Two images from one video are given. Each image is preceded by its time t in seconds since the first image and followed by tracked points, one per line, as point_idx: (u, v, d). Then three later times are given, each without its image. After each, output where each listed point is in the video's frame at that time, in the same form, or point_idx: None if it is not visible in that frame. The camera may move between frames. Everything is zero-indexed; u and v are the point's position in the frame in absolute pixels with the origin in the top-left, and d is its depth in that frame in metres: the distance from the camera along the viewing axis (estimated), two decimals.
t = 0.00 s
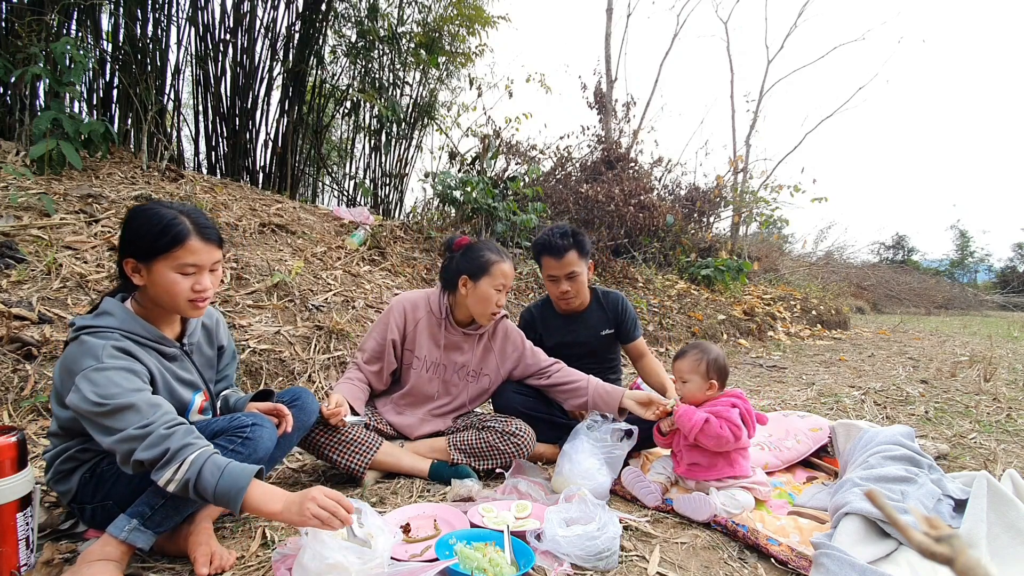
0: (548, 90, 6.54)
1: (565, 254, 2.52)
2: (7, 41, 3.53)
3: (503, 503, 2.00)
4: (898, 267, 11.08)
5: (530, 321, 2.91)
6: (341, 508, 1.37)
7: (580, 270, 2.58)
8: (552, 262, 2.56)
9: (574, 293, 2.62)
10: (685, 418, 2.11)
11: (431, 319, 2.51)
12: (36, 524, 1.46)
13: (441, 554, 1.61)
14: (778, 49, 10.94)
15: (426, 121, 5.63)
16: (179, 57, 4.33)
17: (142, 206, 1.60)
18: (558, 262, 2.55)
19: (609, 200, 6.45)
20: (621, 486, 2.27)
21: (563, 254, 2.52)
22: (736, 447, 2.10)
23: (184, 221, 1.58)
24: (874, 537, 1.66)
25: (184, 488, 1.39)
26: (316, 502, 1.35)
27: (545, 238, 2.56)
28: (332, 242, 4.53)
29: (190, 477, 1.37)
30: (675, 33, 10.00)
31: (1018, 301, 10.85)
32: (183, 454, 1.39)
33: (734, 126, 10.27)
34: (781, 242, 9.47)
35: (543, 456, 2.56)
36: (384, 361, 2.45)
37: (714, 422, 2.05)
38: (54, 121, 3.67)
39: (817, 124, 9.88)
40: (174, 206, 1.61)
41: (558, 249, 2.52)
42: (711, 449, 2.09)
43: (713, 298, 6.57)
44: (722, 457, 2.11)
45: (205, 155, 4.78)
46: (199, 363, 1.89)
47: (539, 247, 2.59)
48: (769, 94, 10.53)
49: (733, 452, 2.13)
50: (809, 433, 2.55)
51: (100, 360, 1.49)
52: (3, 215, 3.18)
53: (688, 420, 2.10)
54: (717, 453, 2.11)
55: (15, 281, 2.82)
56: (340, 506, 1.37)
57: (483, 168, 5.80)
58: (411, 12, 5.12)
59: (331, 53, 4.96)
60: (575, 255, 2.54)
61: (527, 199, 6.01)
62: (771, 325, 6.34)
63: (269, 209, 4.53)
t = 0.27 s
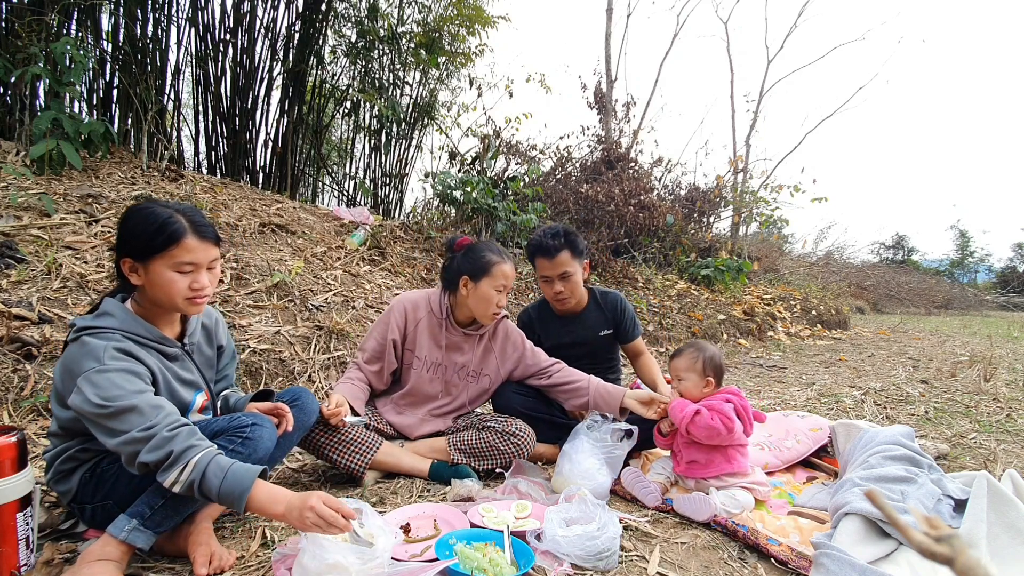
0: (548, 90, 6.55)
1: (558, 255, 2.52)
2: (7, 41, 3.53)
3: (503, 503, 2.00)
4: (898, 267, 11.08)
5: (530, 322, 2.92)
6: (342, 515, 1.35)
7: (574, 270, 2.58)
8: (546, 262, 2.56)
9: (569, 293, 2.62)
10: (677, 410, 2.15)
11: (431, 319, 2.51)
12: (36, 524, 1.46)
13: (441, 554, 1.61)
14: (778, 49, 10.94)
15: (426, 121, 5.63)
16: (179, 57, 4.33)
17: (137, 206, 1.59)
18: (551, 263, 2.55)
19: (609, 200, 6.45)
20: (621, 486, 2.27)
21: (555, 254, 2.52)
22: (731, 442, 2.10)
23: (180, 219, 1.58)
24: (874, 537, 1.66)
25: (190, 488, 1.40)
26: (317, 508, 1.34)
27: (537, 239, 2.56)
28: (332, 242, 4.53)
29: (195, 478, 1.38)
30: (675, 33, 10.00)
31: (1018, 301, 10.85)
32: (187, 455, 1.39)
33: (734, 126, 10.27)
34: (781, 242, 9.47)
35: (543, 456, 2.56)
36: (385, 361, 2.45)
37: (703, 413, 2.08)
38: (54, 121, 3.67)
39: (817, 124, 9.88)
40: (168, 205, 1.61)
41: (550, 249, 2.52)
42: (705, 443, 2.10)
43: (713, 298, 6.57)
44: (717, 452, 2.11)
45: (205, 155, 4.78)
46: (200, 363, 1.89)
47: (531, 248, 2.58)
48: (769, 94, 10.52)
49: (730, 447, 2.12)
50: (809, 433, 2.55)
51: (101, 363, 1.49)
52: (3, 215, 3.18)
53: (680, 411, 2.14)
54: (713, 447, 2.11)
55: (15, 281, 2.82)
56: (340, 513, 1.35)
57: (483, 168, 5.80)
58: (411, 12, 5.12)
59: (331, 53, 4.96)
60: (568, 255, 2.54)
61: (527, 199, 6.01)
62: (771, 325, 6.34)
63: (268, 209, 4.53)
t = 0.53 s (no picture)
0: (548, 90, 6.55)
1: (553, 253, 2.53)
2: (6, 41, 3.53)
3: (503, 503, 2.00)
4: (898, 267, 11.08)
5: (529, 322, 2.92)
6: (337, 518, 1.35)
7: (570, 267, 2.57)
8: (541, 261, 2.56)
9: (567, 291, 2.61)
10: (675, 410, 2.15)
11: (431, 319, 2.51)
12: (36, 524, 1.46)
13: (441, 554, 1.61)
14: (778, 49, 10.95)
15: (426, 121, 5.63)
16: (179, 57, 4.33)
17: (130, 206, 1.60)
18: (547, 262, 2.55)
19: (609, 200, 6.45)
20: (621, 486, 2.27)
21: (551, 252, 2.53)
22: (729, 441, 2.09)
23: (174, 217, 1.58)
24: (874, 537, 1.66)
25: (185, 488, 1.40)
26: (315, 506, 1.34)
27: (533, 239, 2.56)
28: (332, 242, 4.53)
29: (190, 478, 1.38)
30: (675, 33, 10.01)
31: (1018, 301, 10.85)
32: (183, 455, 1.39)
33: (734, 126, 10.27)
34: (781, 242, 9.47)
35: (543, 456, 2.56)
36: (385, 361, 2.45)
37: (699, 413, 2.08)
38: (54, 121, 3.67)
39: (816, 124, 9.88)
40: (162, 203, 1.61)
41: (544, 248, 2.52)
42: (704, 443, 2.10)
43: (713, 298, 6.57)
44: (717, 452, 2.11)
45: (205, 155, 4.78)
46: (200, 363, 1.89)
47: (528, 249, 2.59)
48: (769, 94, 10.52)
49: (730, 447, 2.12)
50: (809, 433, 2.55)
51: (100, 362, 1.49)
52: (2, 215, 3.18)
53: (677, 412, 2.14)
54: (712, 447, 2.11)
55: (16, 282, 2.82)
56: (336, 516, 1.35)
57: (483, 168, 5.80)
58: (411, 12, 5.12)
59: (331, 53, 4.96)
60: (564, 254, 2.54)
61: (527, 199, 6.01)
62: (771, 325, 6.34)
63: (268, 209, 4.53)
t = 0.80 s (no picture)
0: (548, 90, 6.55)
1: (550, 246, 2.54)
2: (6, 41, 3.53)
3: (503, 503, 2.00)
4: (898, 267, 11.08)
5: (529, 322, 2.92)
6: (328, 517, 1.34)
7: (568, 261, 2.57)
8: (538, 256, 2.57)
9: (567, 285, 2.59)
10: (675, 411, 2.16)
11: (431, 319, 2.51)
12: (36, 524, 1.46)
13: (441, 554, 1.61)
14: (777, 50, 10.95)
15: (426, 121, 5.63)
16: (180, 57, 4.33)
17: (136, 205, 1.60)
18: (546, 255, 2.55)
19: (609, 200, 6.45)
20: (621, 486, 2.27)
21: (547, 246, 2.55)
22: (729, 441, 2.09)
23: (179, 220, 1.58)
24: (874, 537, 1.66)
25: (172, 487, 1.39)
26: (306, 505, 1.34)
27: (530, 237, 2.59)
28: (332, 242, 4.52)
29: (177, 476, 1.37)
30: (675, 33, 10.02)
31: (1018, 301, 10.85)
32: (170, 453, 1.38)
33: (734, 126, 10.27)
34: (781, 242, 9.47)
35: (543, 456, 2.57)
36: (385, 361, 2.45)
37: (699, 414, 2.08)
38: (54, 121, 3.67)
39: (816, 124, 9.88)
40: (168, 204, 1.61)
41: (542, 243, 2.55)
42: (703, 444, 2.10)
43: (713, 298, 6.57)
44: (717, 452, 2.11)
45: (205, 155, 4.78)
46: (199, 364, 1.89)
47: (524, 246, 2.62)
48: (769, 94, 10.52)
49: (730, 447, 2.12)
50: (809, 433, 2.55)
51: (94, 360, 1.49)
52: (2, 215, 3.18)
53: (677, 413, 2.15)
54: (712, 447, 2.11)
55: (15, 281, 2.82)
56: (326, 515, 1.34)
57: (484, 168, 5.80)
58: (411, 12, 5.12)
59: (331, 53, 4.96)
60: (560, 248, 2.56)
61: (527, 199, 6.01)
62: (771, 325, 6.34)
63: (269, 209, 4.53)
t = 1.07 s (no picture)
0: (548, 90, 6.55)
1: (548, 245, 2.55)
2: (6, 41, 3.53)
3: (503, 503, 2.00)
4: (898, 267, 11.08)
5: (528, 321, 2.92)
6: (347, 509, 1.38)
7: (566, 260, 2.58)
8: (537, 254, 2.57)
9: (566, 283, 2.59)
10: (677, 413, 2.15)
11: (431, 319, 2.51)
12: (36, 524, 1.46)
13: (441, 554, 1.61)
14: (778, 50, 10.96)
15: (426, 121, 5.63)
16: (179, 57, 4.33)
17: (137, 206, 1.59)
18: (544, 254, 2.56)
19: (609, 200, 6.45)
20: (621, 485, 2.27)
21: (546, 246, 2.55)
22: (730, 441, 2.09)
23: (180, 221, 1.58)
24: (874, 537, 1.66)
25: (187, 486, 1.39)
26: (324, 498, 1.36)
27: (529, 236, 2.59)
28: (332, 242, 4.52)
29: (192, 474, 1.38)
30: (675, 33, 10.03)
31: (1018, 301, 10.85)
32: (184, 451, 1.39)
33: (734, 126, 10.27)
34: (781, 242, 9.47)
35: (543, 456, 2.56)
36: (385, 361, 2.45)
37: (702, 416, 2.08)
38: (54, 121, 3.67)
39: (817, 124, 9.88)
40: (169, 206, 1.61)
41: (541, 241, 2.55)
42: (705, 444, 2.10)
43: (713, 298, 6.57)
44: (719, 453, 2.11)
45: (205, 155, 4.78)
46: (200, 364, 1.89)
47: (524, 244, 2.63)
48: (769, 94, 10.53)
49: (731, 447, 2.12)
50: (809, 433, 2.55)
51: (100, 361, 1.49)
52: (2, 215, 3.18)
53: (679, 414, 2.14)
54: (714, 447, 2.11)
55: (16, 281, 2.82)
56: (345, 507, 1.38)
57: (483, 168, 5.81)
58: (411, 12, 5.12)
59: (331, 53, 4.96)
60: (559, 246, 2.56)
61: (527, 199, 6.01)
62: (771, 325, 6.34)
63: (269, 209, 4.53)
